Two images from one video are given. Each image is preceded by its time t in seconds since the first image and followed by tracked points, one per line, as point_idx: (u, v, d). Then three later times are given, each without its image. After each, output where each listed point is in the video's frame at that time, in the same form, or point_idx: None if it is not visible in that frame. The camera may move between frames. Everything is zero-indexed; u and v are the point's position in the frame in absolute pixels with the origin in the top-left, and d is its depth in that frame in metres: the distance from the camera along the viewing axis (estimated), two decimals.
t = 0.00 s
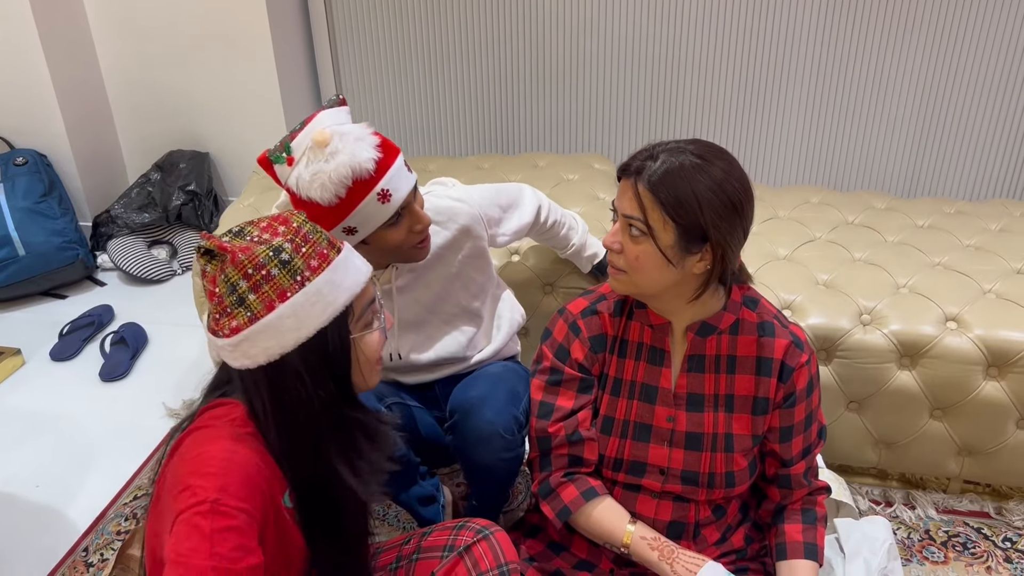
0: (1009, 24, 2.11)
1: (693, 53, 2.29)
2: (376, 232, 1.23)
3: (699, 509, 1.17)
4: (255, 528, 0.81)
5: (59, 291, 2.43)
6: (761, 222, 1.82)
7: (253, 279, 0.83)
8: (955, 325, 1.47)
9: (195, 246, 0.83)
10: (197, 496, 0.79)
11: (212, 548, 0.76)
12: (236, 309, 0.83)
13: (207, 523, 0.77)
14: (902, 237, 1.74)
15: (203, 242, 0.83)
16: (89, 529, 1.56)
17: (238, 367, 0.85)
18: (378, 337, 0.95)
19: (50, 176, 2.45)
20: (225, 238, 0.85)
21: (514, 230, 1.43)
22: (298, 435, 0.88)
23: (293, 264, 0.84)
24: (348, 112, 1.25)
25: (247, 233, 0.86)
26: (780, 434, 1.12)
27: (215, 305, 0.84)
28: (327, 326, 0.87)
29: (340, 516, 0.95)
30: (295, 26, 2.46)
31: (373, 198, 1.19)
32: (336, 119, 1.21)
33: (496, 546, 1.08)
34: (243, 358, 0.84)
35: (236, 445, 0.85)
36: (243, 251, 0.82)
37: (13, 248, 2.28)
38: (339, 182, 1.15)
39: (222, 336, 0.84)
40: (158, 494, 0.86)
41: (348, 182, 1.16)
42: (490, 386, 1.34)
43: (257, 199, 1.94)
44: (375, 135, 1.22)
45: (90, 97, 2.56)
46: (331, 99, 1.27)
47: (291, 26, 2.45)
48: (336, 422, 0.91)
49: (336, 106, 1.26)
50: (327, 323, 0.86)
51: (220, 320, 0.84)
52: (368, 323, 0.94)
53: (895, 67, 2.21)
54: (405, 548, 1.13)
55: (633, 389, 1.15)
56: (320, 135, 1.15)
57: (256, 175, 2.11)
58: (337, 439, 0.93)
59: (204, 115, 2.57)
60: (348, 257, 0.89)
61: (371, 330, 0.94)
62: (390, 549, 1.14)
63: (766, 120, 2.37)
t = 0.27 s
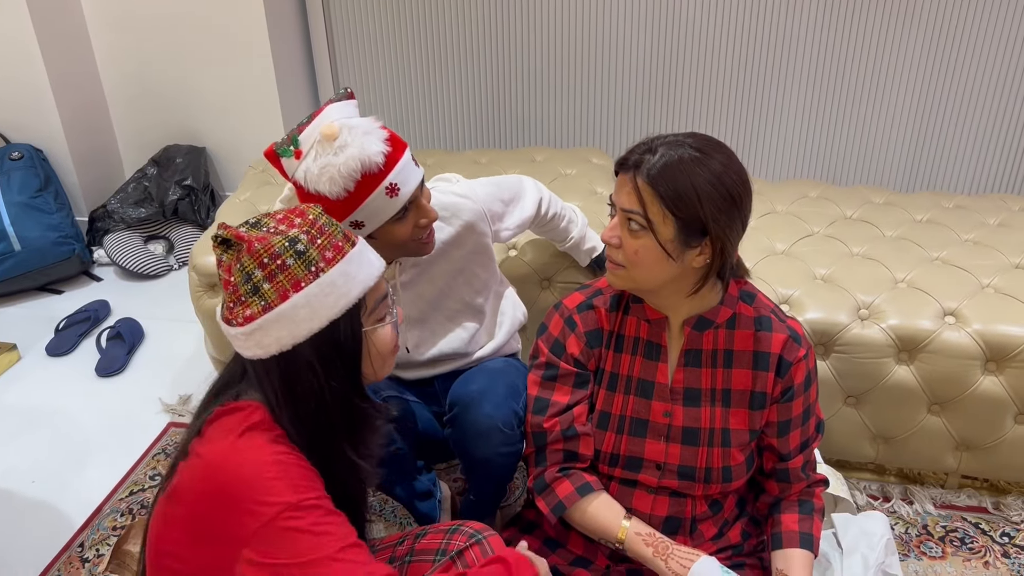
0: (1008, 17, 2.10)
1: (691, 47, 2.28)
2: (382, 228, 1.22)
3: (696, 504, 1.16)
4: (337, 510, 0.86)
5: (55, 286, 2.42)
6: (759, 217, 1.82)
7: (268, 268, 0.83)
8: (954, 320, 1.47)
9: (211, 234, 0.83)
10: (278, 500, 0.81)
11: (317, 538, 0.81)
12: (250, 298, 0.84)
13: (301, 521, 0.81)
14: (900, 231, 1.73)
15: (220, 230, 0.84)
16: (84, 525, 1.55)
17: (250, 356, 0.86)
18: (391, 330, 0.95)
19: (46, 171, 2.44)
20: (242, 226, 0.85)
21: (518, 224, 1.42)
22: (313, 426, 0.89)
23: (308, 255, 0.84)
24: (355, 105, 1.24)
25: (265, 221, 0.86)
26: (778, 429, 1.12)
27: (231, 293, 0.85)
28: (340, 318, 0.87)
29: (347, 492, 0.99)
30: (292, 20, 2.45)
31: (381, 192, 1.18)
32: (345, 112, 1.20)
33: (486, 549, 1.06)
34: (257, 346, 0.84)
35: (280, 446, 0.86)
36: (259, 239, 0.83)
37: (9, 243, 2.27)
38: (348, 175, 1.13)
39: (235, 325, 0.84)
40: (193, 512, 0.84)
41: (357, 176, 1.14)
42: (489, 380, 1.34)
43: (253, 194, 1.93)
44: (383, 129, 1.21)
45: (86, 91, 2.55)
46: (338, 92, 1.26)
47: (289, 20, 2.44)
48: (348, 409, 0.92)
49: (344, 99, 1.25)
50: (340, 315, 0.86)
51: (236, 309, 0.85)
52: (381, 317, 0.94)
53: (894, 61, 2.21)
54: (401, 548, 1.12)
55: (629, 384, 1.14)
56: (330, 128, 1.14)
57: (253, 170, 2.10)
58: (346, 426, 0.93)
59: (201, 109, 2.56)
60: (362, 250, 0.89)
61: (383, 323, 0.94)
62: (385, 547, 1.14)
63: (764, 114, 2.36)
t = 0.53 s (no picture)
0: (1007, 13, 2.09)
1: (688, 42, 2.27)
2: (382, 224, 1.21)
3: (693, 501, 1.16)
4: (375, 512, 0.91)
5: (52, 283, 2.42)
6: (757, 213, 1.81)
7: (295, 263, 0.85)
8: (951, 316, 1.47)
9: (241, 229, 0.87)
10: (325, 509, 0.85)
11: (361, 543, 0.86)
12: (277, 293, 0.86)
13: (346, 529, 0.85)
14: (898, 227, 1.73)
15: (249, 226, 0.86)
16: (81, 522, 1.55)
17: (274, 351, 0.88)
18: (413, 329, 0.97)
19: (43, 167, 2.43)
20: (270, 223, 0.88)
21: (517, 222, 1.42)
22: (339, 422, 0.92)
23: (335, 252, 0.86)
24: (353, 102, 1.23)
25: (293, 219, 0.89)
26: (776, 425, 1.12)
27: (257, 288, 0.87)
28: (365, 315, 0.88)
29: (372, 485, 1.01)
30: (289, 16, 2.45)
31: (377, 190, 1.17)
32: (341, 109, 1.20)
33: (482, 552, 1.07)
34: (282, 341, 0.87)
35: (319, 451, 0.89)
36: (287, 235, 0.85)
37: (7, 241, 2.28)
38: (342, 173, 1.13)
39: (260, 319, 0.87)
40: (232, 517, 0.86)
41: (352, 174, 1.14)
42: (489, 377, 1.33)
43: (250, 190, 1.92)
44: (380, 127, 1.20)
45: (83, 87, 2.54)
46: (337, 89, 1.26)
47: (286, 16, 2.43)
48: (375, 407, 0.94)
49: (342, 97, 1.25)
50: (364, 313, 0.88)
51: (262, 304, 0.87)
52: (404, 316, 0.96)
53: (893, 57, 2.20)
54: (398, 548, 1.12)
55: (624, 383, 1.14)
56: (325, 126, 1.14)
57: (250, 166, 2.09)
58: (374, 424, 0.95)
59: (199, 106, 2.56)
60: (389, 249, 0.91)
61: (406, 322, 0.96)
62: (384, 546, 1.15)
63: (762, 109, 2.35)
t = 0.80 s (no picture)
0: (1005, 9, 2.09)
1: (684, 37, 2.27)
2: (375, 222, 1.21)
3: (691, 498, 1.16)
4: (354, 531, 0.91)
5: (49, 281, 2.41)
6: (755, 210, 1.81)
7: (312, 267, 0.85)
8: (948, 313, 1.47)
9: (267, 223, 0.87)
10: (302, 526, 0.85)
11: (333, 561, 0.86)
12: (288, 293, 0.86)
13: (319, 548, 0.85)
14: (895, 224, 1.73)
15: (275, 222, 0.87)
16: (79, 519, 1.55)
17: (280, 348, 0.88)
18: (420, 352, 0.97)
19: (40, 165, 2.43)
20: (297, 221, 0.88)
21: (518, 219, 1.41)
22: (331, 432, 0.91)
23: (354, 263, 0.86)
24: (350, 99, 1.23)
25: (321, 220, 0.88)
26: (776, 421, 1.12)
27: (270, 284, 0.88)
28: (370, 330, 0.88)
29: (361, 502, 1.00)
30: (287, 13, 2.44)
31: (371, 187, 1.17)
32: (338, 106, 1.20)
33: (484, 545, 1.07)
34: (285, 341, 0.87)
35: (308, 463, 0.89)
36: (309, 239, 0.85)
37: (3, 238, 2.27)
38: (335, 170, 1.12)
39: (270, 315, 0.88)
40: (217, 521, 0.87)
41: (345, 171, 1.13)
42: (484, 379, 1.33)
43: (247, 187, 1.92)
44: (375, 124, 1.20)
45: (80, 85, 2.54)
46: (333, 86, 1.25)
47: (283, 12, 2.43)
48: (367, 419, 0.93)
49: (338, 93, 1.24)
50: (370, 329, 0.88)
51: (273, 301, 0.88)
52: (413, 337, 0.96)
53: (891, 53, 2.20)
54: (395, 544, 1.12)
55: (622, 381, 1.14)
56: (320, 121, 1.13)
57: (247, 164, 2.09)
58: (370, 439, 0.95)
59: (196, 103, 2.55)
60: (408, 268, 0.91)
61: (413, 343, 0.96)
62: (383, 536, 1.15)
63: (758, 105, 2.35)
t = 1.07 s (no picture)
0: (1003, 9, 2.09)
1: (682, 37, 2.27)
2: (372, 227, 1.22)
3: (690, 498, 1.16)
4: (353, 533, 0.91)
5: (48, 282, 2.41)
6: (753, 210, 1.81)
7: (313, 275, 0.85)
8: (946, 313, 1.47)
9: (271, 225, 0.87)
10: (301, 527, 0.85)
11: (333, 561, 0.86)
12: (288, 298, 0.86)
13: (319, 550, 0.85)
14: (893, 225, 1.73)
15: (280, 227, 0.86)
16: (77, 520, 1.55)
17: (279, 352, 0.88)
18: (417, 362, 0.97)
19: (38, 165, 2.43)
20: (303, 227, 0.87)
21: (522, 220, 1.41)
22: (329, 436, 0.92)
23: (356, 273, 0.86)
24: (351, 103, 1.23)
25: (327, 226, 0.88)
26: (774, 416, 1.13)
27: (271, 287, 0.88)
28: (368, 340, 0.88)
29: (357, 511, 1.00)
30: (285, 14, 2.44)
31: (367, 194, 1.17)
32: (337, 111, 1.19)
33: (484, 546, 1.07)
34: (282, 346, 0.87)
35: (305, 467, 0.89)
36: (313, 246, 0.85)
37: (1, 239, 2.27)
38: (332, 177, 1.12)
39: (270, 319, 0.88)
40: (215, 524, 0.87)
41: (342, 178, 1.13)
42: (479, 380, 1.33)
43: (246, 188, 1.92)
44: (374, 129, 1.20)
45: (78, 85, 2.54)
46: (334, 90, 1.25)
47: (281, 13, 2.43)
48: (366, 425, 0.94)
49: (339, 97, 1.24)
50: (369, 340, 0.88)
51: (273, 304, 0.88)
52: (412, 348, 0.96)
53: (888, 53, 2.20)
54: (396, 545, 1.13)
55: (618, 383, 1.14)
56: (318, 126, 1.13)
57: (245, 164, 2.09)
58: (359, 452, 0.96)
59: (194, 103, 2.55)
60: (410, 280, 0.91)
61: (412, 354, 0.96)
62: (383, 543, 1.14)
63: (756, 105, 2.35)
